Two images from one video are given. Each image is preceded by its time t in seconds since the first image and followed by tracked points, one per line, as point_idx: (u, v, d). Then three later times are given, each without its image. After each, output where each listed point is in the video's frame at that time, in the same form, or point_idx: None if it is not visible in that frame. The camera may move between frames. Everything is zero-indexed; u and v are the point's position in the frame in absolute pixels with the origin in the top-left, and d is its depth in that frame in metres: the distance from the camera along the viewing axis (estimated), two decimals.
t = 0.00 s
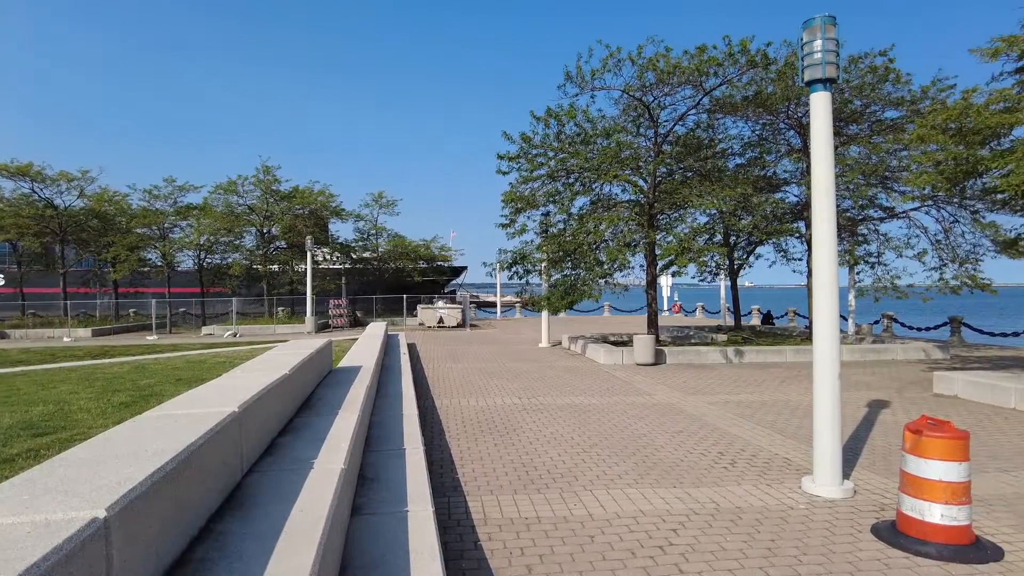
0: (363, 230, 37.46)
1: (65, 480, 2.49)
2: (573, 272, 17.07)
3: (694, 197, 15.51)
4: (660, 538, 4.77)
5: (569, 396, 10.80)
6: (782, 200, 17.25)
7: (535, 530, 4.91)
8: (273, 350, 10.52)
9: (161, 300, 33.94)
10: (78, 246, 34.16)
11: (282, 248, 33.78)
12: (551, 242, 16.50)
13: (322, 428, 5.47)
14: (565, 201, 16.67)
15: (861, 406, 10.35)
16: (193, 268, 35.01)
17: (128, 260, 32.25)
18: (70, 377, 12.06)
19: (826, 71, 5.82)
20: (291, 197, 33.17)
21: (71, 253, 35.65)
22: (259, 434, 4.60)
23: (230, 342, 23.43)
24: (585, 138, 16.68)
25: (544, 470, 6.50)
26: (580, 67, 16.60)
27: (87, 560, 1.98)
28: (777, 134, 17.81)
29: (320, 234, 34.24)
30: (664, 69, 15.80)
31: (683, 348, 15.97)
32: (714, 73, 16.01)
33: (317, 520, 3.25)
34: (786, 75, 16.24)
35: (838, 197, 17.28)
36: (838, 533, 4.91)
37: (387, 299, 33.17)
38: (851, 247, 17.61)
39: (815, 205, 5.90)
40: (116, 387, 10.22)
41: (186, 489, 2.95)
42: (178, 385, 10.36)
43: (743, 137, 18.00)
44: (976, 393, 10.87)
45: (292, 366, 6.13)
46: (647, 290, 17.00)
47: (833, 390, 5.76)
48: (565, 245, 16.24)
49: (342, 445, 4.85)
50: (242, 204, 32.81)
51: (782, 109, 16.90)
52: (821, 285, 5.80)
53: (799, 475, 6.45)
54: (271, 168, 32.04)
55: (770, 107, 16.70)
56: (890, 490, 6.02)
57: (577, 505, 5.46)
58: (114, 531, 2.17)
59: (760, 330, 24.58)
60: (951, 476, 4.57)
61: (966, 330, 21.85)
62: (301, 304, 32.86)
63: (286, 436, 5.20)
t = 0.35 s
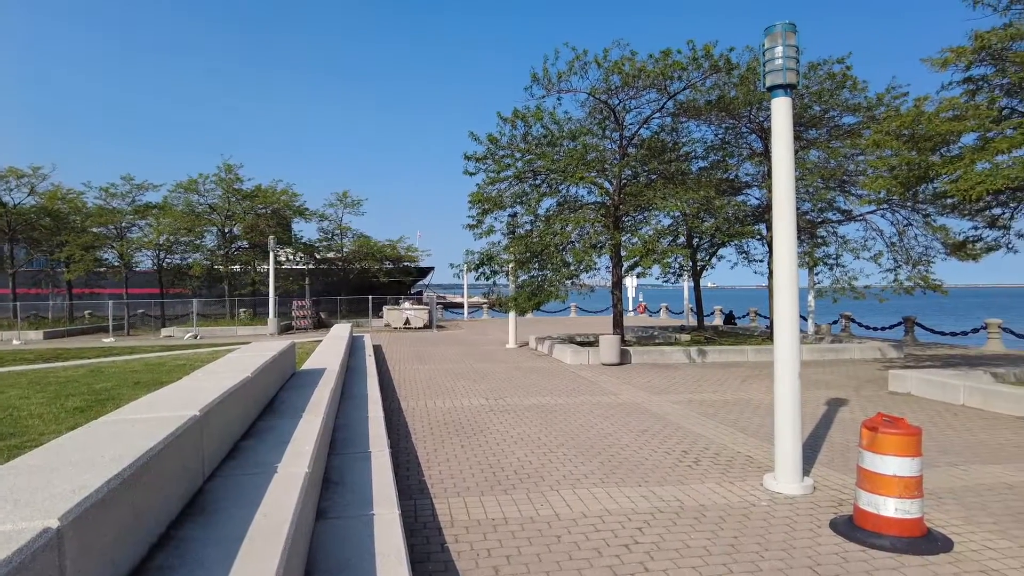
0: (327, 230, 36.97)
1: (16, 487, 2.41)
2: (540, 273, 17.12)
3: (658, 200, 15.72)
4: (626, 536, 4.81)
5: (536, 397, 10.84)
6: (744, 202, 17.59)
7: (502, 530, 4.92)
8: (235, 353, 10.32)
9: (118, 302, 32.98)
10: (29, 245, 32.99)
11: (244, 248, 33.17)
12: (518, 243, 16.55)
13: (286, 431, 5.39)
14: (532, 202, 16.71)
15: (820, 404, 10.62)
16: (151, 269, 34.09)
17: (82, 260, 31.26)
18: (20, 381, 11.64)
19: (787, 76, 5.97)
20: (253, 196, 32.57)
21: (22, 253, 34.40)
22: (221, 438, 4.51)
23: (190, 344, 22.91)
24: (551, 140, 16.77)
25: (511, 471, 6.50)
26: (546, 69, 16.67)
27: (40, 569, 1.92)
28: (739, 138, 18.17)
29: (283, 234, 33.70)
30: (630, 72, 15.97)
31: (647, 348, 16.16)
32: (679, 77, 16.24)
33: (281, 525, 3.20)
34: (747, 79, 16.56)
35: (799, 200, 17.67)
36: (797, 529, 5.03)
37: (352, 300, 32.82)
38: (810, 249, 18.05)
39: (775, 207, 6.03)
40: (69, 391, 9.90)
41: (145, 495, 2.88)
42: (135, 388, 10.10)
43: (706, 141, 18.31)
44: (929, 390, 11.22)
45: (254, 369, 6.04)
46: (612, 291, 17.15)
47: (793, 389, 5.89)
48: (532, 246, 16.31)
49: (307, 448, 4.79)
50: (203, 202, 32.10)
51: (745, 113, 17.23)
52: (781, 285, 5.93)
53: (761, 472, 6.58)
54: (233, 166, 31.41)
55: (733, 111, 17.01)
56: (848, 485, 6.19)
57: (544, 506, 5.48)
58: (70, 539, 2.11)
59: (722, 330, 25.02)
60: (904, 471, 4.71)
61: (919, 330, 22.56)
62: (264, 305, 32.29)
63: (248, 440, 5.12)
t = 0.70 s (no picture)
0: (291, 230, 36.40)
1: None
2: (508, 274, 17.14)
3: (624, 202, 15.90)
4: (593, 535, 4.86)
5: (503, 398, 10.86)
6: (707, 205, 17.90)
7: (469, 532, 4.91)
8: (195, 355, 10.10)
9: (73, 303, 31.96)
10: None
11: (205, 248, 32.52)
12: (486, 244, 16.55)
13: (249, 435, 5.30)
14: (500, 203, 16.73)
15: (781, 403, 10.85)
16: (108, 269, 33.12)
17: (35, 260, 30.21)
18: None
19: (749, 82, 6.08)
20: (215, 195, 31.93)
21: None
22: (181, 443, 4.41)
23: (150, 347, 22.36)
24: (518, 141, 16.81)
25: (478, 472, 6.50)
26: (513, 71, 16.72)
27: None
28: (703, 141, 18.46)
29: (246, 234, 33.10)
30: (596, 76, 16.11)
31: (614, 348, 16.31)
32: (644, 81, 16.44)
33: (244, 529, 3.14)
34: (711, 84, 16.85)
35: (761, 203, 18.04)
36: (760, 526, 5.13)
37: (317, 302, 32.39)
38: (772, 251, 18.44)
39: (739, 210, 6.14)
40: (20, 396, 9.56)
41: (101, 502, 2.80)
42: (91, 392, 9.81)
43: (671, 144, 18.58)
44: (885, 388, 11.55)
45: (216, 371, 5.92)
46: (579, 291, 17.26)
47: (755, 387, 6.01)
48: (500, 247, 16.35)
49: (271, 452, 4.72)
50: (163, 201, 31.32)
51: (708, 117, 17.54)
52: (744, 286, 6.04)
53: (724, 470, 6.70)
54: (194, 165, 30.73)
55: (697, 115, 17.29)
56: (808, 482, 6.33)
57: (511, 506, 5.49)
58: (22, 548, 2.04)
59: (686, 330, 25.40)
60: (862, 466, 4.85)
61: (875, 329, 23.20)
62: (226, 307, 31.65)
63: (210, 444, 5.02)
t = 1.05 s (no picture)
0: (252, 230, 35.73)
1: None
2: (474, 274, 17.11)
3: (589, 203, 16.04)
4: (556, 534, 4.89)
5: (468, 398, 10.84)
6: (670, 207, 18.18)
7: (434, 533, 4.89)
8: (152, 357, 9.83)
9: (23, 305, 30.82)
10: None
11: (164, 247, 31.84)
12: (452, 245, 16.51)
13: (209, 438, 5.19)
14: (466, 203, 16.70)
15: (741, 401, 11.07)
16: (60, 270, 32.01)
17: None
18: None
19: (710, 86, 6.20)
20: (174, 194, 31.16)
21: None
22: (138, 447, 4.30)
23: (105, 349, 21.73)
24: (484, 142, 16.81)
25: (443, 473, 6.48)
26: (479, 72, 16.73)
27: None
28: (666, 144, 18.72)
29: (206, 233, 32.38)
30: (561, 77, 16.21)
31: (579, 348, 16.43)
32: (609, 84, 16.60)
33: (203, 534, 3.08)
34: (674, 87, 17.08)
35: (721, 206, 18.39)
36: (721, 522, 5.23)
37: (279, 303, 31.86)
38: (732, 252, 18.79)
39: (700, 211, 6.24)
40: None
41: (52, 509, 2.72)
42: (42, 396, 9.48)
43: (635, 147, 18.80)
44: (841, 386, 11.87)
45: (174, 374, 5.78)
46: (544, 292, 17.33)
47: (715, 386, 6.12)
48: (466, 248, 16.34)
49: (231, 455, 4.63)
50: (119, 200, 30.42)
51: (671, 121, 17.80)
52: (705, 287, 6.16)
53: (686, 468, 6.81)
54: (152, 163, 29.94)
55: (660, 118, 17.53)
56: (767, 478, 6.48)
57: (476, 507, 5.48)
58: None
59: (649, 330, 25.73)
60: (818, 462, 4.98)
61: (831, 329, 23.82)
62: (185, 308, 30.92)
63: (168, 448, 4.90)
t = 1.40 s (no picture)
0: (211, 230, 34.93)
1: None
2: (438, 275, 17.03)
3: (553, 204, 16.12)
4: (520, 534, 4.90)
5: (432, 399, 10.78)
6: (632, 208, 18.40)
7: (396, 536, 4.86)
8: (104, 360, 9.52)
9: None
10: None
11: (118, 248, 30.90)
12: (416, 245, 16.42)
13: (164, 443, 5.06)
14: (430, 204, 16.62)
15: (702, 400, 11.26)
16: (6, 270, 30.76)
17: None
18: None
19: (671, 90, 6.30)
20: (129, 192, 30.27)
21: None
22: (89, 452, 4.17)
23: (55, 352, 20.96)
24: (448, 142, 16.75)
25: (407, 475, 6.43)
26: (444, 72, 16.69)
27: None
28: (629, 147, 18.94)
29: (163, 232, 31.53)
30: (526, 79, 16.27)
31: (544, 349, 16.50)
32: (573, 86, 16.72)
33: (157, 541, 3.00)
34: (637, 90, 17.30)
35: (683, 208, 18.69)
36: (682, 518, 5.32)
37: (238, 304, 31.22)
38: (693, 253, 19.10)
39: (661, 213, 6.33)
40: None
41: None
42: None
43: (598, 149, 18.97)
44: (798, 384, 12.17)
45: (128, 377, 5.62)
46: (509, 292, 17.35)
47: (676, 385, 6.21)
48: (430, 249, 16.29)
49: (187, 459, 4.52)
50: (70, 197, 29.39)
51: (634, 124, 18.02)
52: (666, 287, 6.24)
53: (648, 466, 6.89)
54: (106, 160, 29.02)
55: (623, 120, 17.74)
56: (727, 475, 6.60)
57: (440, 508, 5.46)
58: None
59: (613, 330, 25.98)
60: (776, 459, 5.09)
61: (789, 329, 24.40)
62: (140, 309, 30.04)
63: (121, 453, 4.76)
